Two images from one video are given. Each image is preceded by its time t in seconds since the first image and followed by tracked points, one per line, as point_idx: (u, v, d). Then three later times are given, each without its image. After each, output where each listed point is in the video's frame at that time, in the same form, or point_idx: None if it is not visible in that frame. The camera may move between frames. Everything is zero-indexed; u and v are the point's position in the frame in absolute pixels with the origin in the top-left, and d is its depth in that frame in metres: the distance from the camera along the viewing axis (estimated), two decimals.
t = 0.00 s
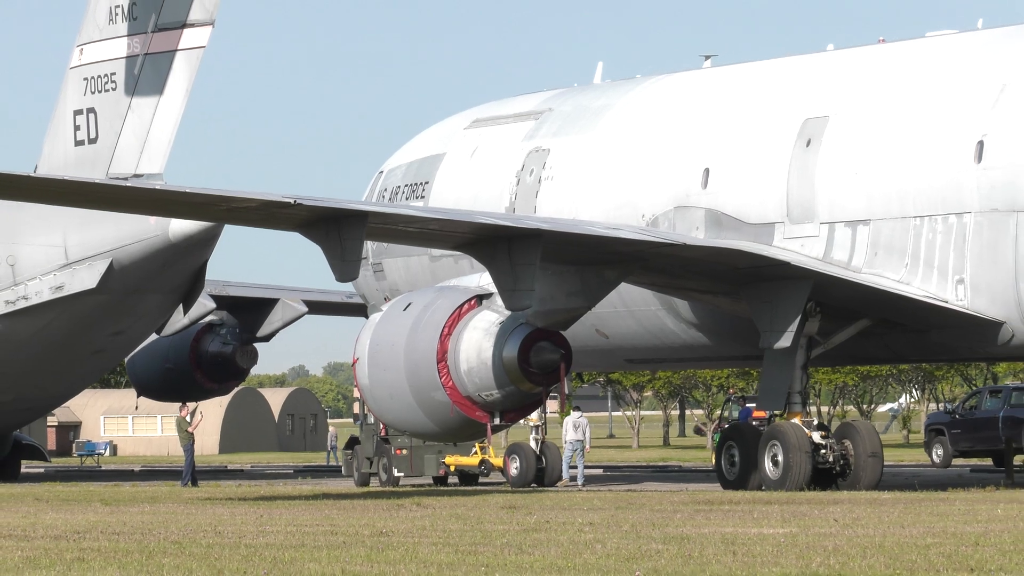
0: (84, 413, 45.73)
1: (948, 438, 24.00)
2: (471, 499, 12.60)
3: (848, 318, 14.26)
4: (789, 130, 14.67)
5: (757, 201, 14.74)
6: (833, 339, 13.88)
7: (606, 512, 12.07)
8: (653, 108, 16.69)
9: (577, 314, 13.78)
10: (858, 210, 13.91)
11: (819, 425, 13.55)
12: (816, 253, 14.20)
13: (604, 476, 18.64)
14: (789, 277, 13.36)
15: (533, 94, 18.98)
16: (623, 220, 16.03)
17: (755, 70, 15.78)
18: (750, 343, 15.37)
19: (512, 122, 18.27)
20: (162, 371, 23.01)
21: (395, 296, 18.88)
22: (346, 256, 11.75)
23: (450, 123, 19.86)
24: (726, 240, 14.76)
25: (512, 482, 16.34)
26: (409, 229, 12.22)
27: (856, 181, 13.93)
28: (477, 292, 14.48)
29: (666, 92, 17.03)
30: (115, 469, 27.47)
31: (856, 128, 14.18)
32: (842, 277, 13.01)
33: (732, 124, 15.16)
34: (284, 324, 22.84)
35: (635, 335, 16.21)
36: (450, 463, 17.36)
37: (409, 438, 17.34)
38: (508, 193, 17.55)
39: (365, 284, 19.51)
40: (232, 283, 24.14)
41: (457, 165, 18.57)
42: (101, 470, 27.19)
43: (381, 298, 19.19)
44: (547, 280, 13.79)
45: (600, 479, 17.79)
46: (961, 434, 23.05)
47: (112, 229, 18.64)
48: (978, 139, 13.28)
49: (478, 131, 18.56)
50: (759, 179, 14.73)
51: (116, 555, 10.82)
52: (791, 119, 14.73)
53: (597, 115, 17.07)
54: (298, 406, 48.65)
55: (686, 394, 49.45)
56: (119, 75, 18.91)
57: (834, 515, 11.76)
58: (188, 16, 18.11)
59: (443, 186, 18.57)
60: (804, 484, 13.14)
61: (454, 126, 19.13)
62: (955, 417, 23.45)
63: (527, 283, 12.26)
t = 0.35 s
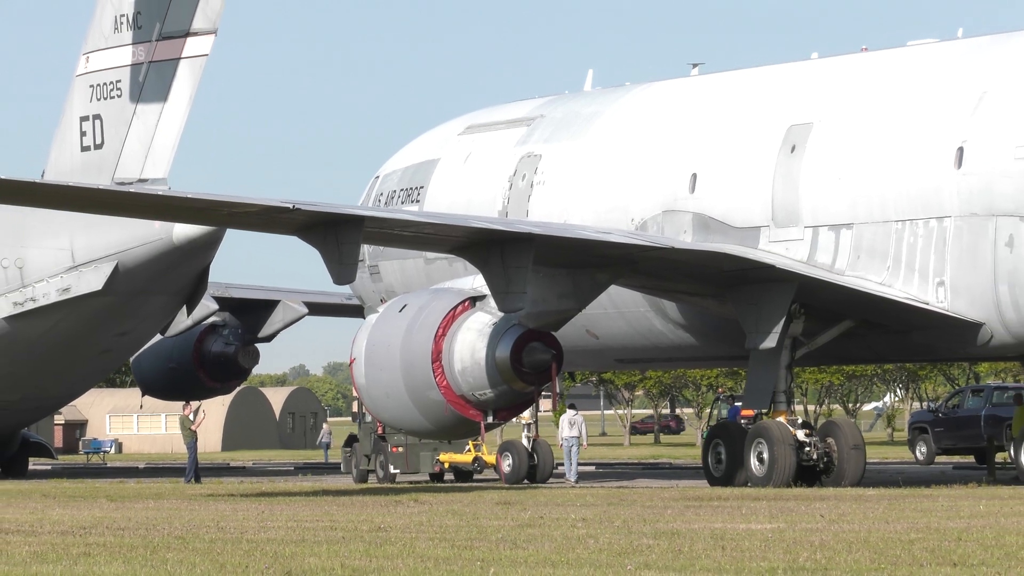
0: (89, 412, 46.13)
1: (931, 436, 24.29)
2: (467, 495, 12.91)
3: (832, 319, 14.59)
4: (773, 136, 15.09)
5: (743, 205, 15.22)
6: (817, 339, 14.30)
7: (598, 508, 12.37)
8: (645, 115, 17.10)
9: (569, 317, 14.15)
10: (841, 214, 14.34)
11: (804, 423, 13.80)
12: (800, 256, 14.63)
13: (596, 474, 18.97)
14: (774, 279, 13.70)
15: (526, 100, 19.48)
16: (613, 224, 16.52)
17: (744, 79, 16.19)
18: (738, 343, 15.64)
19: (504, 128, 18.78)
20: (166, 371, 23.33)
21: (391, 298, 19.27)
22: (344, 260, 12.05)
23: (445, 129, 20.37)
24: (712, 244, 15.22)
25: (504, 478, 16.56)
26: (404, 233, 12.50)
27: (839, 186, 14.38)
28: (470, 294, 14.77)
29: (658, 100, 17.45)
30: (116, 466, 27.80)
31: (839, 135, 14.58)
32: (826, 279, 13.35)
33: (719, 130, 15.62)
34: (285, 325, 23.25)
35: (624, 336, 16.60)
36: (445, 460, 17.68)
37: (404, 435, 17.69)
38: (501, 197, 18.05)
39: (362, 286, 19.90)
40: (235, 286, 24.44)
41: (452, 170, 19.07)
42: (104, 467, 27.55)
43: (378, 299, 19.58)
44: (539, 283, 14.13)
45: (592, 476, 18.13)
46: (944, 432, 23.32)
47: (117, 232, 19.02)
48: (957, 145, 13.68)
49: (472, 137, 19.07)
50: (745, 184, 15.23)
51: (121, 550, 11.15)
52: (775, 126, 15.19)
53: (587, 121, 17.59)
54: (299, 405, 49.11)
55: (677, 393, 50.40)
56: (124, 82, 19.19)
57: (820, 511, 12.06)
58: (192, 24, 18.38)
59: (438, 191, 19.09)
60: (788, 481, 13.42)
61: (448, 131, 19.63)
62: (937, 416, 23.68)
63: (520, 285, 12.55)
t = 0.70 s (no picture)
0: (91, 411, 46.51)
1: (911, 436, 24.67)
2: (460, 492, 13.21)
3: (812, 321, 14.92)
4: (755, 143, 15.48)
5: (725, 211, 15.58)
6: (798, 342, 14.62)
7: (587, 505, 12.67)
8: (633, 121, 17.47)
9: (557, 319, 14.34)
10: (820, 219, 14.73)
11: (785, 423, 14.12)
12: (781, 259, 14.99)
13: (584, 472, 19.31)
14: (755, 282, 14.05)
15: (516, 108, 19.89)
16: (599, 229, 16.92)
17: (729, 86, 16.55)
18: (720, 344, 15.96)
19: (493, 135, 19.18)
20: (166, 372, 23.68)
21: (382, 300, 19.63)
22: (337, 263, 12.34)
23: (436, 136, 20.79)
24: (696, 248, 15.58)
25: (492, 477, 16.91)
26: (396, 237, 12.79)
27: (819, 192, 14.76)
28: (461, 297, 15.14)
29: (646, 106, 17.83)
30: (114, 464, 28.16)
31: (816, 144, 14.99)
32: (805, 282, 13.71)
33: (701, 138, 16.01)
34: (282, 326, 23.69)
35: (611, 339, 16.94)
36: (436, 460, 17.98)
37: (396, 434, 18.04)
38: (490, 203, 18.45)
39: (355, 289, 20.23)
40: (233, 288, 24.86)
41: (442, 177, 19.49)
42: (102, 465, 27.92)
43: (370, 302, 19.97)
44: (527, 286, 14.25)
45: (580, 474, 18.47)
46: (923, 432, 23.69)
47: (119, 237, 19.30)
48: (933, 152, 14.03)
49: (462, 145, 19.47)
50: (726, 190, 15.60)
51: (123, 546, 11.48)
52: (757, 134, 15.56)
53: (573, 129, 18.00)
54: (295, 405, 49.52)
55: (663, 392, 51.35)
56: (125, 91, 19.46)
57: (803, 508, 12.36)
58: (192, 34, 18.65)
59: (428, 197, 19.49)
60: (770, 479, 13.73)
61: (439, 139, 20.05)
62: (917, 414, 24.06)
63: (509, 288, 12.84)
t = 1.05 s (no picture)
0: (90, 411, 46.91)
1: (887, 436, 25.08)
2: (449, 491, 13.54)
3: (790, 324, 15.26)
4: (733, 152, 15.88)
5: (705, 217, 15.99)
6: (775, 344, 14.96)
7: (572, 504, 13.00)
8: (618, 129, 17.86)
9: (540, 322, 14.47)
10: (796, 226, 15.11)
11: (763, 423, 14.47)
12: (758, 264, 15.37)
13: (569, 472, 19.68)
14: (733, 287, 14.42)
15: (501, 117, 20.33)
16: (582, 235, 17.34)
17: (711, 95, 16.94)
18: (700, 347, 16.33)
19: (480, 144, 19.61)
20: (163, 374, 24.03)
21: (372, 305, 20.09)
22: (327, 269, 12.64)
23: (423, 144, 21.22)
24: (676, 253, 15.97)
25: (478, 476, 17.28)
26: (384, 243, 13.09)
27: (795, 199, 15.12)
28: (447, 301, 15.49)
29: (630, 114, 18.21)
30: (108, 464, 28.50)
31: (792, 152, 15.39)
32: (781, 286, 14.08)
33: (681, 147, 16.42)
34: (274, 330, 24.12)
35: (593, 341, 17.36)
36: (424, 459, 18.37)
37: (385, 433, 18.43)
38: (476, 210, 18.88)
39: (345, 295, 20.55)
40: (229, 292, 24.92)
41: (429, 185, 19.92)
42: (97, 465, 28.27)
43: (360, 306, 20.36)
44: (512, 290, 14.36)
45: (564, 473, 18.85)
46: (899, 432, 24.33)
47: (117, 242, 19.58)
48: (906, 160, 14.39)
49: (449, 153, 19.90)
50: (705, 197, 16.00)
51: (121, 543, 11.82)
52: (736, 143, 15.93)
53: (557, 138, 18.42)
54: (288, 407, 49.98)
55: (646, 393, 52.24)
56: (123, 100, 19.75)
57: (782, 506, 12.70)
58: (188, 44, 18.94)
59: (416, 204, 19.92)
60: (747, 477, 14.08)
61: (426, 147, 20.48)
62: (893, 415, 24.70)
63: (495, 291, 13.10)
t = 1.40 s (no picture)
0: (83, 412, 47.27)
1: (859, 436, 25.84)
2: (433, 489, 13.87)
3: (764, 327, 15.61)
4: (707, 160, 16.28)
5: (681, 223, 16.38)
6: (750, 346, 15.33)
7: (553, 502, 13.32)
8: (599, 136, 18.24)
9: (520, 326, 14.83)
10: (770, 231, 15.49)
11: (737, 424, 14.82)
12: (733, 269, 15.75)
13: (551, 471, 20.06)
14: (708, 291, 14.79)
15: (483, 126, 20.76)
16: (561, 240, 17.75)
17: (689, 104, 17.30)
18: (676, 350, 16.68)
19: (462, 151, 20.02)
20: (155, 376, 24.38)
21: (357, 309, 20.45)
22: (312, 273, 12.97)
23: (407, 152, 21.64)
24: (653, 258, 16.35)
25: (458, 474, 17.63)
26: (369, 248, 13.41)
27: (769, 206, 15.50)
28: (430, 305, 15.83)
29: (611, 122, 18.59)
30: (100, 462, 28.86)
31: (765, 161, 15.79)
32: (754, 290, 14.43)
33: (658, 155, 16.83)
34: (262, 332, 24.38)
35: (572, 344, 17.75)
36: (408, 458, 18.74)
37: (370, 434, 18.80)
38: (459, 215, 19.29)
39: (331, 299, 20.95)
40: (219, 296, 25.47)
41: (413, 191, 20.33)
42: (89, 463, 28.62)
43: (345, 310, 20.74)
44: (493, 294, 14.75)
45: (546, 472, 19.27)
46: (871, 432, 25.15)
47: (109, 248, 19.99)
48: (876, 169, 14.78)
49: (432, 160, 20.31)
50: (682, 204, 16.39)
51: (113, 541, 12.14)
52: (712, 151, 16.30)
53: (537, 145, 18.84)
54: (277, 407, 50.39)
55: (626, 394, 53.22)
56: (115, 108, 20.05)
57: (757, 505, 13.02)
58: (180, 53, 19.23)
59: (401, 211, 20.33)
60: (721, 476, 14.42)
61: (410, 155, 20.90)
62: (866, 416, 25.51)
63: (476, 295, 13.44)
